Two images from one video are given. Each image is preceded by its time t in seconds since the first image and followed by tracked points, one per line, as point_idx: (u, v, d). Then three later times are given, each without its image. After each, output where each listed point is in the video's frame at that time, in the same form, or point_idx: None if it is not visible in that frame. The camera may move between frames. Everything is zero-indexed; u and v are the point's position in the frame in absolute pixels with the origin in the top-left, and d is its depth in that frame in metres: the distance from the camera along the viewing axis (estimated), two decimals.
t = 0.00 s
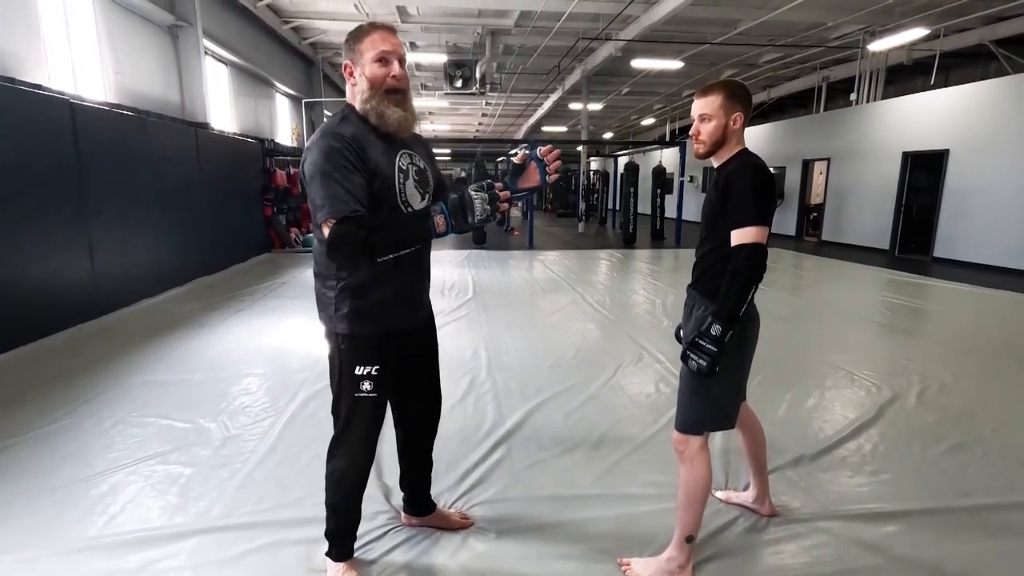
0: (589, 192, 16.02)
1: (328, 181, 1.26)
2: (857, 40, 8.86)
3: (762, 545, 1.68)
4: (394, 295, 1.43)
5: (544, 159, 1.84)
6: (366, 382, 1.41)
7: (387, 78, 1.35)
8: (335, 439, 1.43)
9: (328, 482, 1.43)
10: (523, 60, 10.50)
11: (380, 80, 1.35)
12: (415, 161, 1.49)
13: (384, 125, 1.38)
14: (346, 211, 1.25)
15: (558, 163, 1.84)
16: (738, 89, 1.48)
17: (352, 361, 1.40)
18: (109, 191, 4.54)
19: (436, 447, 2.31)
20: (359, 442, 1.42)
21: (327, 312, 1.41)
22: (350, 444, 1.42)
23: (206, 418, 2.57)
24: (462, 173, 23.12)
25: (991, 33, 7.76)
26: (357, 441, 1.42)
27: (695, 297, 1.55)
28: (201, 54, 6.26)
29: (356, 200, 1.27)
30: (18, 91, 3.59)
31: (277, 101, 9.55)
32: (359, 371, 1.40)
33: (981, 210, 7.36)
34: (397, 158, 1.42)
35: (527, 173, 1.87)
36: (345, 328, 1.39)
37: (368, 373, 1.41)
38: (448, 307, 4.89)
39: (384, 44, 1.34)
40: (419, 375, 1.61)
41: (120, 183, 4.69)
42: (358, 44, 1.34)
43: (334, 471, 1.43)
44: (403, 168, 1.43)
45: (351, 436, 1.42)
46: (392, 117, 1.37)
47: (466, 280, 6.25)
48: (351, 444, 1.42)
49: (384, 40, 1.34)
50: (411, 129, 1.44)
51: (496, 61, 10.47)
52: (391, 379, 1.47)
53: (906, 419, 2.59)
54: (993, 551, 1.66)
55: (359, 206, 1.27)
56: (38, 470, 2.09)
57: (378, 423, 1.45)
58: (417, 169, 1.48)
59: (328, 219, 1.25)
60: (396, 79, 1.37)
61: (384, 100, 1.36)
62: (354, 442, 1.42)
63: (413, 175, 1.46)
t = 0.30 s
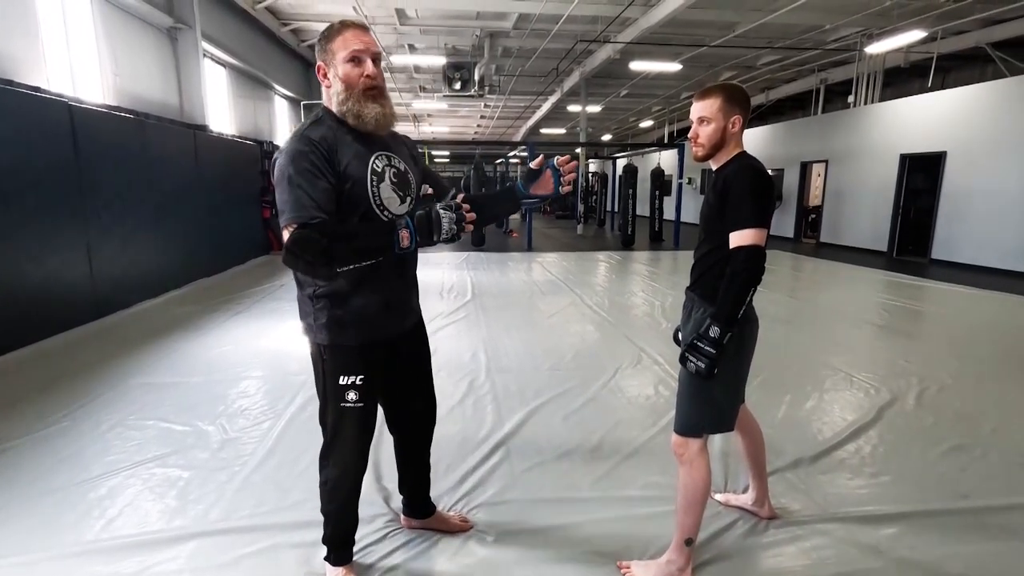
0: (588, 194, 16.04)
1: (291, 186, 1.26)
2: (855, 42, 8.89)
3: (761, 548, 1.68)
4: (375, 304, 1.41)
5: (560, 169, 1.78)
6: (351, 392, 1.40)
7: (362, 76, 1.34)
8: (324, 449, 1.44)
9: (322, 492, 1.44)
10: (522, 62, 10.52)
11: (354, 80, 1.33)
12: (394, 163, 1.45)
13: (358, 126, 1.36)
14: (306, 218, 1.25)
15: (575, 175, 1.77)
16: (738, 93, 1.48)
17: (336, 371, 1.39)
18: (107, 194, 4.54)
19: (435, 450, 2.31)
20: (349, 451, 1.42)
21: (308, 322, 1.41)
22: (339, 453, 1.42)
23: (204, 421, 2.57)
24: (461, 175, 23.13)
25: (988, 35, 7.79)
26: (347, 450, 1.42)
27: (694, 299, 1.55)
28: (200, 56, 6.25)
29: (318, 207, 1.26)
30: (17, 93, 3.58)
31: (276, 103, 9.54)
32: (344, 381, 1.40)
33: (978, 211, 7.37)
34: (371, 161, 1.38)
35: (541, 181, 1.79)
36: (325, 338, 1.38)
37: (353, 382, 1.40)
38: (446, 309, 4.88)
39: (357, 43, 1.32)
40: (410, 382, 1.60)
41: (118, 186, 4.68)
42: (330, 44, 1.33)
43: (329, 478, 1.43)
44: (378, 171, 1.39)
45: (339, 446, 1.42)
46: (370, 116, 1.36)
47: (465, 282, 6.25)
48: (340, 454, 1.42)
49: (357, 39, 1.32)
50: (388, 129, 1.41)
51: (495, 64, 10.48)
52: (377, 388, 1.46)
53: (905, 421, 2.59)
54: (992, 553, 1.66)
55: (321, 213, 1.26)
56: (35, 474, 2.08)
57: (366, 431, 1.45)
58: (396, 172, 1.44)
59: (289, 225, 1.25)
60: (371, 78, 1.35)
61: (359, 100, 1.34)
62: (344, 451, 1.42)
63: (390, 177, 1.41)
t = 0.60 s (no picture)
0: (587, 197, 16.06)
1: (279, 186, 1.24)
2: (853, 44, 8.92)
3: (760, 548, 1.68)
4: (362, 308, 1.41)
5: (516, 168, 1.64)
6: (339, 396, 1.40)
7: (342, 72, 1.33)
8: (313, 454, 1.44)
9: (314, 494, 1.43)
10: (521, 65, 10.54)
11: (335, 76, 1.33)
12: (380, 163, 1.46)
13: (343, 124, 1.35)
14: (296, 215, 1.23)
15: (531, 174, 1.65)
16: (735, 95, 1.49)
17: (324, 375, 1.39)
18: (107, 195, 4.54)
19: (435, 451, 2.31)
20: (339, 454, 1.42)
21: (293, 326, 1.40)
22: (329, 457, 1.42)
23: (203, 423, 2.57)
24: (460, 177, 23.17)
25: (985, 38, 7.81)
26: (336, 453, 1.42)
27: (692, 299, 1.55)
28: (200, 57, 6.25)
29: (308, 205, 1.25)
30: (17, 95, 3.59)
31: (275, 105, 9.56)
32: (331, 385, 1.40)
33: (977, 213, 7.39)
34: (358, 161, 1.39)
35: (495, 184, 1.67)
36: (312, 343, 1.37)
37: (340, 387, 1.40)
38: (445, 310, 4.90)
39: (336, 38, 1.32)
40: (398, 385, 1.60)
41: (119, 187, 4.69)
42: (310, 42, 1.32)
43: (322, 480, 1.43)
44: (365, 171, 1.40)
45: (329, 451, 1.42)
46: (353, 116, 1.35)
47: (464, 284, 6.26)
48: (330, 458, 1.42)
49: (335, 34, 1.31)
50: (373, 128, 1.42)
51: (494, 66, 10.51)
52: (365, 391, 1.46)
53: (904, 422, 2.60)
54: (990, 553, 1.66)
55: (310, 210, 1.25)
56: (34, 475, 2.08)
57: (355, 436, 1.44)
58: (382, 172, 1.45)
59: (279, 223, 1.23)
60: (352, 73, 1.34)
61: (341, 97, 1.34)
62: (333, 455, 1.42)
63: (376, 177, 1.42)
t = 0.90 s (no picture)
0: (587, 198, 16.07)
1: (272, 186, 1.23)
2: (853, 46, 8.93)
3: (760, 549, 1.68)
4: (354, 310, 1.41)
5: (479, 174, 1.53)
6: (331, 397, 1.40)
7: (332, 71, 1.33)
8: (306, 456, 1.44)
9: (309, 494, 1.43)
10: (521, 66, 10.55)
11: (325, 75, 1.33)
12: (371, 164, 1.49)
13: (334, 121, 1.35)
14: (292, 216, 1.21)
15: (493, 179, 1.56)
16: (733, 95, 1.49)
17: (316, 378, 1.39)
18: (107, 197, 4.54)
19: (435, 452, 2.32)
20: (333, 454, 1.42)
21: (283, 328, 1.39)
22: (322, 459, 1.42)
23: (203, 423, 2.57)
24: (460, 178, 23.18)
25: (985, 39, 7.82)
26: (329, 455, 1.42)
27: (691, 300, 1.56)
28: (200, 59, 6.26)
29: (303, 205, 1.24)
30: (17, 96, 3.59)
31: (275, 106, 9.56)
32: (323, 388, 1.40)
33: (977, 214, 7.39)
34: (350, 162, 1.41)
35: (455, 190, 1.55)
36: (303, 346, 1.37)
37: (332, 389, 1.40)
38: (445, 311, 4.89)
39: (325, 38, 1.32)
40: (390, 386, 1.61)
41: (119, 189, 4.70)
42: (299, 41, 1.32)
43: (316, 482, 1.43)
44: (357, 172, 1.42)
45: (322, 453, 1.42)
46: (345, 110, 1.35)
47: (464, 284, 6.26)
48: (323, 460, 1.42)
49: (324, 34, 1.32)
50: (364, 126, 1.43)
51: (494, 67, 10.51)
52: (357, 393, 1.47)
53: (904, 422, 2.60)
54: (989, 553, 1.67)
55: (305, 211, 1.24)
56: (34, 476, 2.09)
57: (347, 437, 1.45)
58: (373, 173, 1.48)
59: (273, 226, 1.21)
60: (343, 73, 1.35)
61: (332, 94, 1.34)
62: (326, 457, 1.42)
63: (369, 178, 1.45)
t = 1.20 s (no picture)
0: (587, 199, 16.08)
1: (260, 191, 1.23)
2: (853, 47, 8.95)
3: (761, 549, 1.69)
4: (347, 313, 1.41)
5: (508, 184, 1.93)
6: (327, 400, 1.41)
7: (330, 84, 1.35)
8: (305, 457, 1.44)
9: (309, 496, 1.44)
10: (521, 67, 10.56)
11: (321, 87, 1.34)
12: (366, 166, 1.46)
13: (327, 132, 1.36)
14: (277, 224, 1.22)
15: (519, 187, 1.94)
16: (734, 97, 1.50)
17: (312, 379, 1.39)
18: (108, 197, 4.54)
19: (437, 452, 2.32)
20: (331, 455, 1.42)
21: (277, 330, 1.40)
22: (319, 460, 1.42)
23: (205, 423, 2.58)
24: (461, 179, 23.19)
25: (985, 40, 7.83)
26: (327, 455, 1.42)
27: (692, 300, 1.56)
28: (202, 61, 6.28)
29: (290, 212, 1.24)
30: (19, 98, 3.60)
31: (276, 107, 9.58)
32: (319, 390, 1.40)
33: (977, 215, 7.39)
34: (344, 165, 1.39)
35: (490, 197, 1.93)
36: (297, 348, 1.37)
37: (328, 390, 1.41)
38: (446, 312, 4.90)
39: (327, 48, 1.32)
40: (389, 386, 1.61)
41: (121, 190, 4.71)
42: (300, 45, 1.31)
43: (314, 483, 1.43)
44: (351, 175, 1.39)
45: (319, 455, 1.42)
46: (338, 124, 1.36)
47: (464, 285, 6.28)
48: (321, 463, 1.42)
49: (327, 43, 1.32)
50: (357, 136, 1.43)
51: (495, 68, 10.52)
52: (353, 394, 1.47)
53: (904, 423, 2.60)
54: (990, 552, 1.67)
55: (292, 218, 1.24)
56: (36, 476, 2.09)
57: (344, 439, 1.45)
58: (369, 175, 1.45)
59: (259, 232, 1.22)
60: (340, 86, 1.36)
61: (326, 105, 1.35)
62: (323, 458, 1.42)
63: (363, 181, 1.42)
